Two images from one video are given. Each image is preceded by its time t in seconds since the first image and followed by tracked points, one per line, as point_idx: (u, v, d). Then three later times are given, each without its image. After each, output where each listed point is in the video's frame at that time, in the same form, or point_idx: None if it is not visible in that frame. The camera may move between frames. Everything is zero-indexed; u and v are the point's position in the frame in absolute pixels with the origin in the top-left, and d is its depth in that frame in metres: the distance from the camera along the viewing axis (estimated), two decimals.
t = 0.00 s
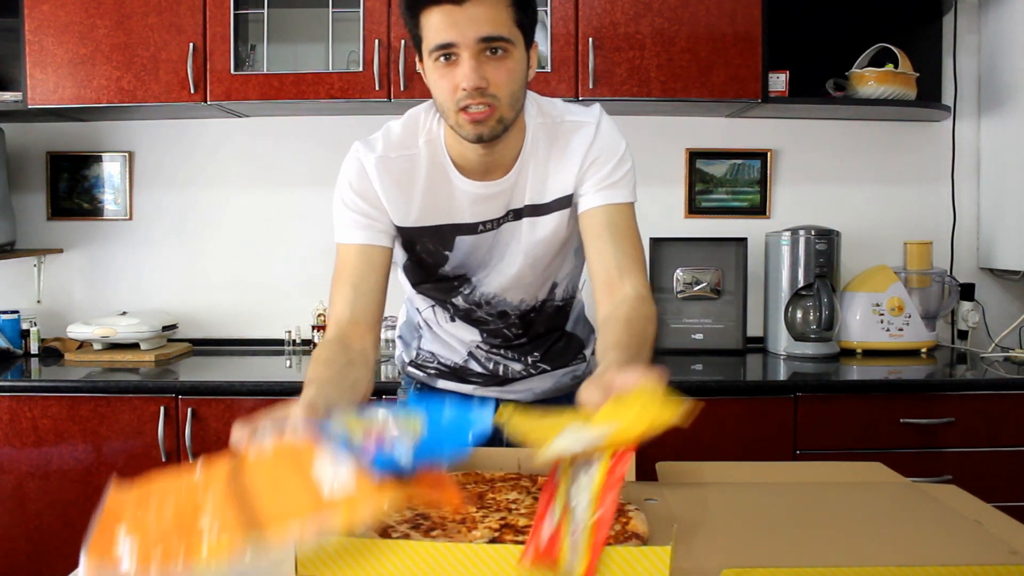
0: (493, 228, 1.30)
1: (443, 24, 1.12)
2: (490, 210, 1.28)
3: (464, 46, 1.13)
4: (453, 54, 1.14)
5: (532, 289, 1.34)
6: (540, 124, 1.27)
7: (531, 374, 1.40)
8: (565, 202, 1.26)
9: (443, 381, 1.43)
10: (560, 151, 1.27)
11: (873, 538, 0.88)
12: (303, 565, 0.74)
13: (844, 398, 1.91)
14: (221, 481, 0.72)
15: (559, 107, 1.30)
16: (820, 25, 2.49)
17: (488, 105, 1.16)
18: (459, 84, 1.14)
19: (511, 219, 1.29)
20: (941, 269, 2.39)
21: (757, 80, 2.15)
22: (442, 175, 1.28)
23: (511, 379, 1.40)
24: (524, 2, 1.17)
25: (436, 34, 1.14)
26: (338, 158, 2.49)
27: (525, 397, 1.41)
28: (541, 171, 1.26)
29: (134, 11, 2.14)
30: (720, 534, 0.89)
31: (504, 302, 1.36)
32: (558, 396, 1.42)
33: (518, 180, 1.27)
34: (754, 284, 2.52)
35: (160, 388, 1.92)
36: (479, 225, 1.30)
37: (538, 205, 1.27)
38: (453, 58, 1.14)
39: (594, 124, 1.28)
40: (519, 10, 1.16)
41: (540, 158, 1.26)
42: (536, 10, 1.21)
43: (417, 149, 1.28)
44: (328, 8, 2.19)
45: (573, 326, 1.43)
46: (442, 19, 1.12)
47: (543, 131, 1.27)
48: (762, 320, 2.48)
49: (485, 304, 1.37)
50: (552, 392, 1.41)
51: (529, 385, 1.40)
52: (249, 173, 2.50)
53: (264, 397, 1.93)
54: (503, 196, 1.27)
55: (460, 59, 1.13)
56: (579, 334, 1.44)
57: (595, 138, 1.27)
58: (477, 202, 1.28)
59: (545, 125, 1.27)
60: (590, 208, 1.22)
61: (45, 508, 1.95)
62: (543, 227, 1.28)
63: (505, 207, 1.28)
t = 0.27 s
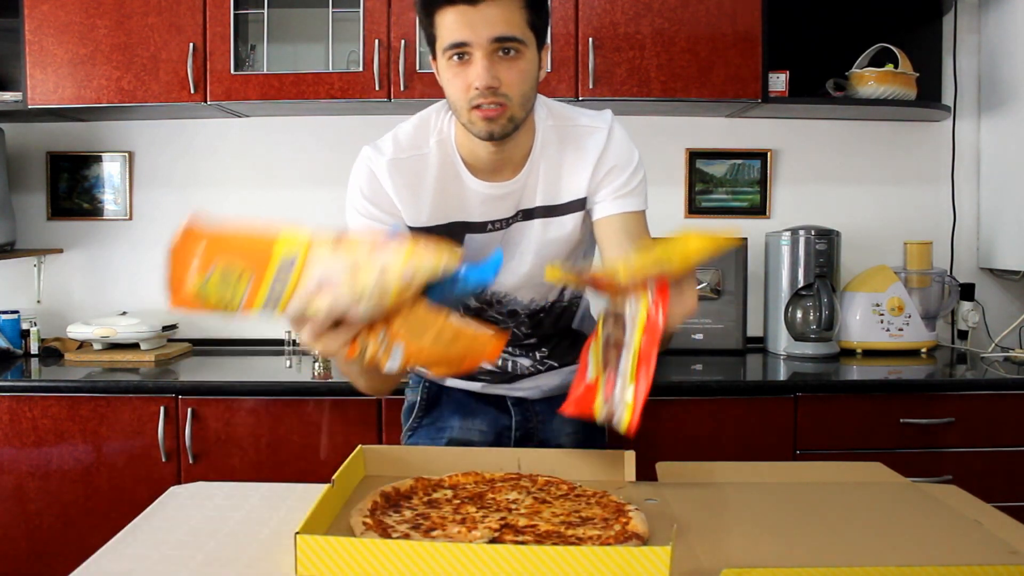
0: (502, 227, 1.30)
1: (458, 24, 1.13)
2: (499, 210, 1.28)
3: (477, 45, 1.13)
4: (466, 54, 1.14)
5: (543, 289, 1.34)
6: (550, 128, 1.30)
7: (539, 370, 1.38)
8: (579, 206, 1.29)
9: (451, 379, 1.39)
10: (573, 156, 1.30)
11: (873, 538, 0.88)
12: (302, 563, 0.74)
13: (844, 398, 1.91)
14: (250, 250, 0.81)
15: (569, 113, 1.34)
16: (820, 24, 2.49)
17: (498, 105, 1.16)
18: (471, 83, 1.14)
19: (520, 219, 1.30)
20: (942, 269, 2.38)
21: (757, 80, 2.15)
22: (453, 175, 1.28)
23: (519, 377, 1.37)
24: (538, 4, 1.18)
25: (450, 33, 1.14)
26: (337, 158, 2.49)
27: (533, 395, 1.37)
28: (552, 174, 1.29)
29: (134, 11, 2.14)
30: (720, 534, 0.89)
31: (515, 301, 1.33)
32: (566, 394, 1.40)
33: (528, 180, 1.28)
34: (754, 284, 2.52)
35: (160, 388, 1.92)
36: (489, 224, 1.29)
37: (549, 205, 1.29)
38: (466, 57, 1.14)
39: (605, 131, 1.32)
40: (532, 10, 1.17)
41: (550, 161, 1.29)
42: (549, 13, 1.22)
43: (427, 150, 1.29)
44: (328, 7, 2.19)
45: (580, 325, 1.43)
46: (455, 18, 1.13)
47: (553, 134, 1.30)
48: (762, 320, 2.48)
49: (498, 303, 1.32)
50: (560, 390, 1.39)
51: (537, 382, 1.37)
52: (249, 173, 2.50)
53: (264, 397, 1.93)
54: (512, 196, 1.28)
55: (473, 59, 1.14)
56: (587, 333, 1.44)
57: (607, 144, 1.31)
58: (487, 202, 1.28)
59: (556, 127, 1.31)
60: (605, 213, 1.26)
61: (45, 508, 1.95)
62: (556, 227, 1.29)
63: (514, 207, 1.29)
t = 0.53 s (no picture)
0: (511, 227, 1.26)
1: (480, 23, 1.09)
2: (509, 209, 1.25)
3: (498, 45, 1.09)
4: (487, 54, 1.10)
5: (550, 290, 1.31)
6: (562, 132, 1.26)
7: (546, 371, 1.38)
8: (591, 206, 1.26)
9: (458, 380, 1.40)
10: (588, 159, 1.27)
11: (873, 538, 0.88)
12: (302, 563, 0.74)
13: (844, 398, 1.91)
14: (340, 171, 0.78)
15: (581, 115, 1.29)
16: (820, 25, 2.49)
17: (516, 106, 1.10)
18: (490, 82, 1.09)
19: (530, 219, 1.26)
20: (942, 269, 2.39)
21: (757, 80, 2.15)
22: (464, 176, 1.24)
23: (526, 378, 1.38)
24: (559, 11, 1.15)
25: (472, 33, 1.10)
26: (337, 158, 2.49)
27: (540, 397, 1.39)
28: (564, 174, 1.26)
29: (134, 11, 2.14)
30: (720, 534, 0.89)
31: (522, 302, 1.32)
32: (571, 398, 1.41)
33: (538, 181, 1.25)
34: (754, 284, 2.52)
35: (160, 388, 1.92)
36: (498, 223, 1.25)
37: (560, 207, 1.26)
38: (487, 56, 1.10)
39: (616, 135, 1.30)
40: (553, 15, 1.13)
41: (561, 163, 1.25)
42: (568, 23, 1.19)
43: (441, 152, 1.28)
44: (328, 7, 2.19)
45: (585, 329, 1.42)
46: (478, 18, 1.09)
47: (566, 138, 1.26)
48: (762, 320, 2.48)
49: (505, 303, 1.32)
50: (565, 393, 1.40)
51: (544, 384, 1.39)
52: (249, 173, 2.50)
53: (264, 397, 1.93)
54: (522, 197, 1.25)
55: (494, 58, 1.09)
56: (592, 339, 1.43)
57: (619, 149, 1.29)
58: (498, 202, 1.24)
59: (568, 133, 1.26)
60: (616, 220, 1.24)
61: (45, 508, 1.95)
62: (566, 227, 1.26)
63: (523, 208, 1.26)
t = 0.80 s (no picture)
0: (520, 223, 1.26)
1: (509, 29, 1.07)
2: (520, 205, 1.25)
3: (527, 53, 1.07)
4: (514, 61, 1.09)
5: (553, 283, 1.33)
6: (572, 132, 1.28)
7: (547, 366, 1.39)
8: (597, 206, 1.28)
9: (461, 377, 1.40)
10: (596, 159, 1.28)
11: (873, 538, 0.88)
12: (302, 562, 0.74)
13: (844, 398, 1.91)
14: (394, 150, 0.83)
15: (586, 117, 1.32)
16: (820, 25, 2.49)
17: (537, 115, 1.10)
18: (515, 87, 1.08)
19: (538, 216, 1.27)
20: (942, 269, 2.39)
21: (757, 80, 2.15)
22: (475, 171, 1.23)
23: (528, 374, 1.38)
24: (584, 23, 1.14)
25: (500, 37, 1.09)
26: (337, 158, 2.49)
27: (542, 392, 1.39)
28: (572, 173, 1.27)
29: (134, 11, 2.14)
30: (720, 533, 0.89)
31: (526, 296, 1.33)
32: (573, 394, 1.41)
33: (548, 178, 1.25)
34: (754, 284, 2.52)
35: (160, 388, 1.92)
36: (507, 217, 1.25)
37: (569, 205, 1.27)
38: (513, 62, 1.08)
39: (623, 138, 1.32)
40: (580, 28, 1.13)
41: (569, 161, 1.27)
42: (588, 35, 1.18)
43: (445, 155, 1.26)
44: (328, 8, 2.19)
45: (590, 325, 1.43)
46: (509, 24, 1.08)
47: (575, 137, 1.28)
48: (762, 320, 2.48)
49: (508, 297, 1.33)
50: (567, 389, 1.40)
51: (545, 380, 1.39)
52: (249, 173, 2.50)
53: (264, 397, 1.93)
54: (532, 194, 1.24)
55: (520, 66, 1.08)
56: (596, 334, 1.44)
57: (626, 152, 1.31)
58: (508, 197, 1.23)
59: (577, 132, 1.28)
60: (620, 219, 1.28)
61: (45, 508, 1.95)
62: (574, 225, 1.28)
63: (533, 205, 1.25)
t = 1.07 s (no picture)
0: (523, 235, 1.30)
1: (525, 76, 1.07)
2: (522, 219, 1.28)
3: (541, 101, 1.08)
4: (528, 104, 1.10)
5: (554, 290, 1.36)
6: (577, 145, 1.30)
7: (545, 364, 1.38)
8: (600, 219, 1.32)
9: (461, 374, 1.39)
10: (600, 171, 1.32)
11: (873, 538, 0.88)
12: (302, 562, 0.74)
13: (844, 398, 1.91)
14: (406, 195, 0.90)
15: (593, 127, 1.34)
16: (820, 25, 2.49)
17: (545, 151, 1.14)
18: (525, 128, 1.11)
19: (541, 228, 1.30)
20: (942, 269, 2.39)
21: (757, 80, 2.15)
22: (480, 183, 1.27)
23: (526, 372, 1.37)
24: (603, 51, 1.13)
25: (515, 79, 1.08)
26: (337, 158, 2.49)
27: (540, 389, 1.38)
28: (576, 186, 1.30)
29: (134, 11, 2.14)
30: (720, 533, 0.89)
31: (526, 300, 1.35)
32: (571, 390, 1.40)
33: (552, 191, 1.28)
34: (754, 284, 2.52)
35: (160, 388, 1.92)
36: (510, 230, 1.29)
37: (571, 219, 1.31)
38: (526, 104, 1.10)
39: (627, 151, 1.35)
40: (598, 61, 1.12)
41: (574, 174, 1.30)
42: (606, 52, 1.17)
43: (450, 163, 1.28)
44: (328, 8, 2.19)
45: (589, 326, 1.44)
46: (524, 69, 1.07)
47: (580, 151, 1.30)
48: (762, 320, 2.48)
49: (508, 300, 1.35)
50: (566, 385, 1.39)
51: (544, 376, 1.38)
52: (249, 173, 2.50)
53: (264, 397, 1.92)
54: (535, 207, 1.28)
55: (533, 110, 1.10)
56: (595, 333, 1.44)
57: (629, 165, 1.34)
58: (512, 210, 1.27)
59: (583, 145, 1.31)
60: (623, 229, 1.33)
61: (45, 508, 1.95)
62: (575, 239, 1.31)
63: (536, 218, 1.29)
